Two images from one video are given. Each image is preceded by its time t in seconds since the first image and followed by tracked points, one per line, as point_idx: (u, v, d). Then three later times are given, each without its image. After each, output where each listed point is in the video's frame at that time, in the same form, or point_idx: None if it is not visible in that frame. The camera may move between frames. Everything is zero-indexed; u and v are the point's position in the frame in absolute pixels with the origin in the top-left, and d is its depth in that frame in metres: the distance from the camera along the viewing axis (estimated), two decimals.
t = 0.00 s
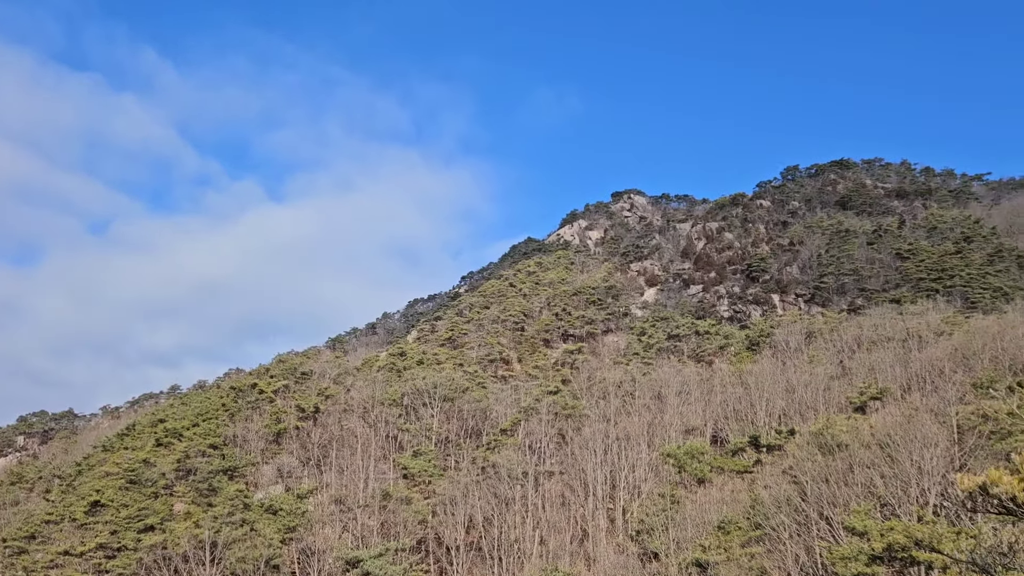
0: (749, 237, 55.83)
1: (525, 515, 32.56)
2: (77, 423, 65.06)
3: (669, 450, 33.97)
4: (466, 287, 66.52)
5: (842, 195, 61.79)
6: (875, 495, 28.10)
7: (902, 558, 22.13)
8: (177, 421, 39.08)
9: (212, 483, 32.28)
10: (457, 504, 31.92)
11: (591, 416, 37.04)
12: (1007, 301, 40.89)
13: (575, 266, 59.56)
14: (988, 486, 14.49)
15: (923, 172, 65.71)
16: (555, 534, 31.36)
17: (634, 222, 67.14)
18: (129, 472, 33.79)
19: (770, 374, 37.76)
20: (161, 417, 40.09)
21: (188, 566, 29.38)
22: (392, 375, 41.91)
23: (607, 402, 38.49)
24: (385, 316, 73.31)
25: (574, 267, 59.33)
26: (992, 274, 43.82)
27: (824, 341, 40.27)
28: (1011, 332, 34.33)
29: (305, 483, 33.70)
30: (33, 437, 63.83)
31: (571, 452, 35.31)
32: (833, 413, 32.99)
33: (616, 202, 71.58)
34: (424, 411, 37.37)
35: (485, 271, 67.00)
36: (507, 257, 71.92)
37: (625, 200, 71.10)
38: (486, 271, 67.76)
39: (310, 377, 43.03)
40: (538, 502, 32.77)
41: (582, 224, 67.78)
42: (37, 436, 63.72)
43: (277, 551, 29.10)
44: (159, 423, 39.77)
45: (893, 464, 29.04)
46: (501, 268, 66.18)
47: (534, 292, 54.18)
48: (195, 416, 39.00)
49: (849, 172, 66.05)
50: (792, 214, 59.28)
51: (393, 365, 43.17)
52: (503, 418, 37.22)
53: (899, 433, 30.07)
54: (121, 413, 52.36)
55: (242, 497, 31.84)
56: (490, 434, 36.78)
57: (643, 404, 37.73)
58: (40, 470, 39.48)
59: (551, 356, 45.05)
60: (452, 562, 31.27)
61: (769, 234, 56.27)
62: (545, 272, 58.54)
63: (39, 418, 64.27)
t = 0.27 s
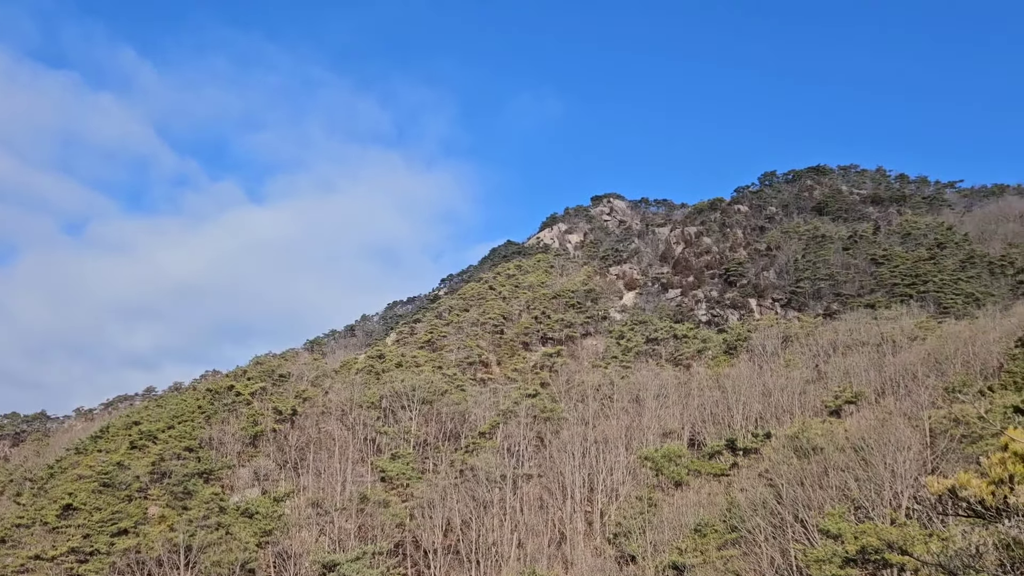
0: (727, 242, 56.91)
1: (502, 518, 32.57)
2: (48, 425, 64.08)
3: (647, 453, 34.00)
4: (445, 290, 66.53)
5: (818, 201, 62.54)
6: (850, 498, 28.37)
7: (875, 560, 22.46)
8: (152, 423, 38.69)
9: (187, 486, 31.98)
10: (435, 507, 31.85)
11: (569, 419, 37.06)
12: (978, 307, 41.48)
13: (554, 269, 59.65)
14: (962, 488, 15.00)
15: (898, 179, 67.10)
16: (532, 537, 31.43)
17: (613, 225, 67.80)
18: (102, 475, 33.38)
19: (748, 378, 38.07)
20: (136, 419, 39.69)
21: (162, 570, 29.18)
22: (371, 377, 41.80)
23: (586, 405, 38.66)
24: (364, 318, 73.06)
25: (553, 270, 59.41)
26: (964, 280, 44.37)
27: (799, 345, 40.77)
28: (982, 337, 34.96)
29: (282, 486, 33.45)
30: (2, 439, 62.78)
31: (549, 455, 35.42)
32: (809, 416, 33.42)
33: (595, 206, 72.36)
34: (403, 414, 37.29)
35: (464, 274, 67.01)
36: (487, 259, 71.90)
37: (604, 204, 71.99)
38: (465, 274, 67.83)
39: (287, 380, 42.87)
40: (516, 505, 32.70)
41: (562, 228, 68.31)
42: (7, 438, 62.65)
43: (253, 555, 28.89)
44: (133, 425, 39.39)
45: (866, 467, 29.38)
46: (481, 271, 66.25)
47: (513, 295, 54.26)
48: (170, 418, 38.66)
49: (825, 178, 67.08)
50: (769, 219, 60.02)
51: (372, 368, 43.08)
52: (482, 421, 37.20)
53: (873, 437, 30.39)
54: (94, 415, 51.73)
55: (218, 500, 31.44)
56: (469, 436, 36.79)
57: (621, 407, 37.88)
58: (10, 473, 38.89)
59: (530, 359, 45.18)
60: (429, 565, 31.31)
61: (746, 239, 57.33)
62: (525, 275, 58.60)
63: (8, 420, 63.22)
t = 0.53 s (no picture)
0: (706, 246, 57.21)
1: (481, 521, 32.34)
2: (18, 427, 62.99)
3: (625, 455, 34.18)
4: (425, 292, 66.43)
5: (796, 206, 63.33)
6: (825, 501, 28.73)
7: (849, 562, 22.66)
8: (128, 424, 38.37)
9: (162, 488, 31.68)
10: (414, 510, 31.85)
11: (549, 421, 37.21)
12: (952, 311, 41.88)
13: (535, 272, 59.75)
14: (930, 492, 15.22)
15: (874, 185, 68.69)
16: (511, 539, 31.40)
17: (593, 229, 68.20)
18: (76, 477, 32.92)
19: (725, 381, 38.40)
20: (111, 421, 39.28)
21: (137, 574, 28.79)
22: (350, 379, 41.67)
23: (565, 408, 38.82)
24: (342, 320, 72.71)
25: (534, 273, 59.50)
26: (938, 285, 44.75)
27: (777, 349, 41.19)
28: (955, 341, 35.49)
29: (259, 489, 33.22)
30: None
31: (528, 458, 35.51)
32: (786, 419, 33.81)
33: (576, 209, 72.83)
34: (382, 417, 37.29)
35: (444, 276, 66.98)
36: (468, 262, 71.92)
37: (585, 207, 72.49)
38: (446, 276, 67.88)
39: (265, 381, 42.76)
40: (495, 508, 32.66)
41: (543, 231, 68.58)
42: None
43: (229, 557, 27.81)
44: (108, 427, 39.00)
45: (842, 470, 29.62)
46: (461, 273, 66.31)
47: (493, 298, 54.34)
48: (146, 420, 38.38)
49: (802, 184, 68.00)
50: (747, 224, 60.43)
51: (351, 370, 43.00)
52: (462, 423, 37.20)
53: (849, 439, 30.59)
54: (67, 417, 51.04)
55: (194, 503, 31.25)
56: (448, 439, 36.79)
57: (601, 409, 38.02)
58: None
59: (510, 362, 45.25)
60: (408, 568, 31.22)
61: (726, 243, 57.62)
62: (505, 277, 58.73)
63: None
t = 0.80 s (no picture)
0: (686, 249, 57.39)
1: (461, 524, 32.01)
2: None
3: (604, 457, 34.29)
4: (405, 293, 66.34)
5: (775, 210, 64.74)
6: (802, 503, 28.95)
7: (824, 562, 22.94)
8: (103, 426, 37.99)
9: (138, 490, 31.30)
10: (393, 512, 31.79)
11: (529, 423, 37.32)
12: (927, 315, 42.38)
13: (515, 274, 59.90)
14: (902, 493, 15.52)
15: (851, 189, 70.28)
16: (490, 541, 31.30)
17: (574, 231, 68.32)
18: (50, 479, 32.45)
19: (704, 383, 38.72)
20: (86, 421, 38.88)
21: None
22: (329, 381, 41.56)
23: (545, 410, 38.91)
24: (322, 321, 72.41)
25: (514, 275, 59.66)
26: (914, 289, 45.23)
27: (755, 351, 41.57)
28: (929, 345, 35.95)
29: (236, 491, 33.03)
30: None
31: (508, 460, 35.53)
32: (764, 421, 34.03)
33: (557, 212, 72.80)
34: (361, 418, 37.19)
35: (425, 277, 67.01)
36: (449, 263, 71.95)
37: (565, 209, 72.83)
38: (427, 277, 67.94)
39: (243, 382, 42.69)
40: (474, 509, 32.55)
41: (524, 233, 68.85)
42: None
43: (205, 560, 27.45)
44: (83, 428, 38.59)
45: (819, 472, 29.82)
46: (442, 275, 66.36)
47: (474, 299, 54.45)
48: (122, 421, 38.06)
49: (781, 188, 69.69)
50: (727, 227, 61.36)
51: (330, 371, 42.94)
52: (441, 425, 37.23)
53: (825, 442, 30.84)
54: (41, 419, 50.38)
55: (170, 505, 30.93)
56: (428, 441, 36.74)
57: (580, 411, 38.14)
58: None
59: (491, 364, 45.31)
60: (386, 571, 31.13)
61: (705, 246, 57.86)
62: (486, 279, 58.86)
63: None
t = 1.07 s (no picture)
0: (665, 251, 58.07)
1: (439, 523, 32.34)
2: None
3: (583, 458, 34.49)
4: (385, 293, 66.26)
5: (754, 212, 66.05)
6: (778, 503, 29.18)
7: (800, 563, 23.47)
8: (77, 426, 37.57)
9: (113, 491, 30.95)
10: (371, 513, 31.74)
11: (508, 424, 37.40)
12: (902, 318, 42.94)
13: (496, 275, 60.08)
14: (876, 494, 16.47)
15: (828, 193, 71.77)
16: (468, 542, 31.25)
17: (554, 232, 68.66)
18: (22, 480, 31.97)
19: (683, 385, 39.08)
20: (60, 421, 38.47)
21: None
22: (308, 381, 41.48)
23: (525, 410, 39.02)
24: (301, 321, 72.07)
25: (494, 276, 59.85)
26: (889, 292, 45.72)
27: (733, 353, 41.98)
28: (904, 347, 36.40)
29: (213, 492, 32.83)
30: None
31: (487, 461, 35.57)
32: (741, 422, 34.31)
33: (538, 213, 73.36)
34: (340, 419, 37.14)
35: (405, 278, 66.98)
36: (429, 263, 71.92)
37: (546, 211, 73.15)
38: (407, 277, 67.92)
39: (221, 382, 42.54)
40: (452, 510, 32.48)
41: (505, 234, 69.03)
42: None
43: (181, 562, 27.21)
44: (57, 428, 38.15)
45: (796, 473, 29.99)
46: (423, 275, 66.39)
47: (454, 300, 54.59)
48: (96, 421, 37.67)
49: (760, 191, 70.90)
50: (706, 230, 62.40)
51: (309, 372, 42.86)
52: (421, 426, 37.28)
53: (801, 443, 31.13)
54: (12, 419, 49.68)
55: (146, 506, 30.64)
56: (407, 441, 36.80)
57: (559, 412, 38.27)
58: None
59: (470, 364, 45.38)
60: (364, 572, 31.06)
61: (684, 248, 58.57)
62: (466, 280, 58.96)
63: None
